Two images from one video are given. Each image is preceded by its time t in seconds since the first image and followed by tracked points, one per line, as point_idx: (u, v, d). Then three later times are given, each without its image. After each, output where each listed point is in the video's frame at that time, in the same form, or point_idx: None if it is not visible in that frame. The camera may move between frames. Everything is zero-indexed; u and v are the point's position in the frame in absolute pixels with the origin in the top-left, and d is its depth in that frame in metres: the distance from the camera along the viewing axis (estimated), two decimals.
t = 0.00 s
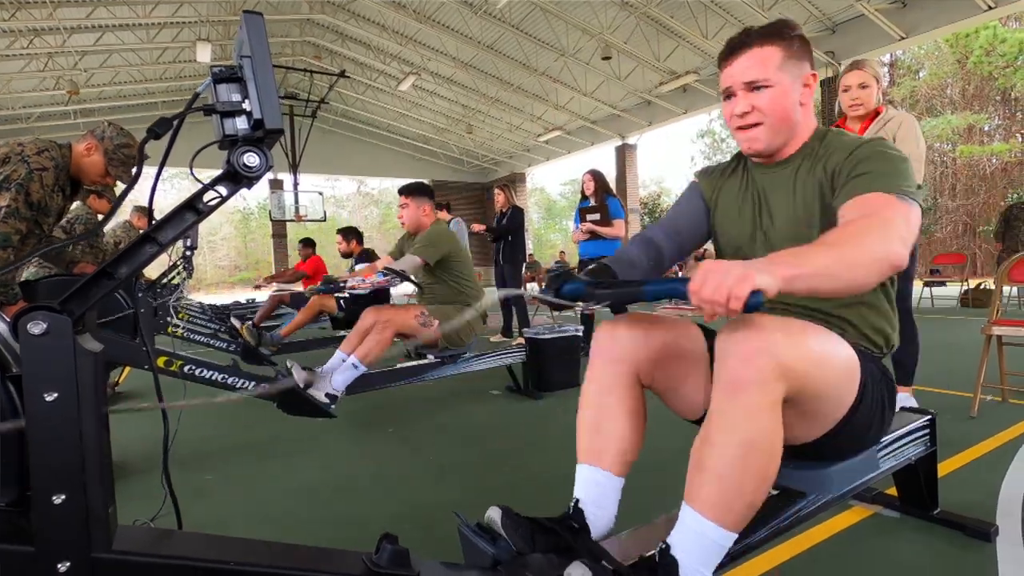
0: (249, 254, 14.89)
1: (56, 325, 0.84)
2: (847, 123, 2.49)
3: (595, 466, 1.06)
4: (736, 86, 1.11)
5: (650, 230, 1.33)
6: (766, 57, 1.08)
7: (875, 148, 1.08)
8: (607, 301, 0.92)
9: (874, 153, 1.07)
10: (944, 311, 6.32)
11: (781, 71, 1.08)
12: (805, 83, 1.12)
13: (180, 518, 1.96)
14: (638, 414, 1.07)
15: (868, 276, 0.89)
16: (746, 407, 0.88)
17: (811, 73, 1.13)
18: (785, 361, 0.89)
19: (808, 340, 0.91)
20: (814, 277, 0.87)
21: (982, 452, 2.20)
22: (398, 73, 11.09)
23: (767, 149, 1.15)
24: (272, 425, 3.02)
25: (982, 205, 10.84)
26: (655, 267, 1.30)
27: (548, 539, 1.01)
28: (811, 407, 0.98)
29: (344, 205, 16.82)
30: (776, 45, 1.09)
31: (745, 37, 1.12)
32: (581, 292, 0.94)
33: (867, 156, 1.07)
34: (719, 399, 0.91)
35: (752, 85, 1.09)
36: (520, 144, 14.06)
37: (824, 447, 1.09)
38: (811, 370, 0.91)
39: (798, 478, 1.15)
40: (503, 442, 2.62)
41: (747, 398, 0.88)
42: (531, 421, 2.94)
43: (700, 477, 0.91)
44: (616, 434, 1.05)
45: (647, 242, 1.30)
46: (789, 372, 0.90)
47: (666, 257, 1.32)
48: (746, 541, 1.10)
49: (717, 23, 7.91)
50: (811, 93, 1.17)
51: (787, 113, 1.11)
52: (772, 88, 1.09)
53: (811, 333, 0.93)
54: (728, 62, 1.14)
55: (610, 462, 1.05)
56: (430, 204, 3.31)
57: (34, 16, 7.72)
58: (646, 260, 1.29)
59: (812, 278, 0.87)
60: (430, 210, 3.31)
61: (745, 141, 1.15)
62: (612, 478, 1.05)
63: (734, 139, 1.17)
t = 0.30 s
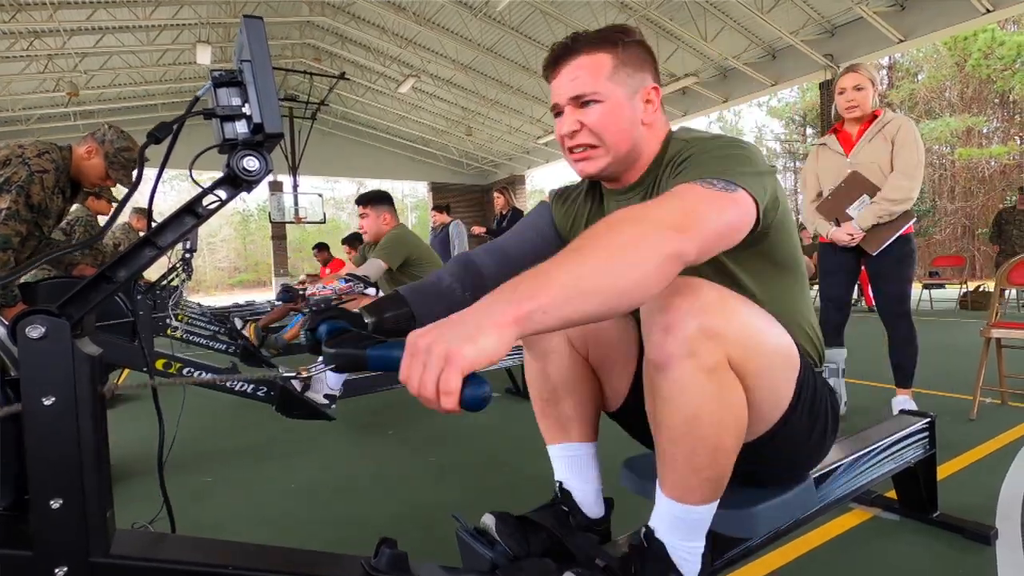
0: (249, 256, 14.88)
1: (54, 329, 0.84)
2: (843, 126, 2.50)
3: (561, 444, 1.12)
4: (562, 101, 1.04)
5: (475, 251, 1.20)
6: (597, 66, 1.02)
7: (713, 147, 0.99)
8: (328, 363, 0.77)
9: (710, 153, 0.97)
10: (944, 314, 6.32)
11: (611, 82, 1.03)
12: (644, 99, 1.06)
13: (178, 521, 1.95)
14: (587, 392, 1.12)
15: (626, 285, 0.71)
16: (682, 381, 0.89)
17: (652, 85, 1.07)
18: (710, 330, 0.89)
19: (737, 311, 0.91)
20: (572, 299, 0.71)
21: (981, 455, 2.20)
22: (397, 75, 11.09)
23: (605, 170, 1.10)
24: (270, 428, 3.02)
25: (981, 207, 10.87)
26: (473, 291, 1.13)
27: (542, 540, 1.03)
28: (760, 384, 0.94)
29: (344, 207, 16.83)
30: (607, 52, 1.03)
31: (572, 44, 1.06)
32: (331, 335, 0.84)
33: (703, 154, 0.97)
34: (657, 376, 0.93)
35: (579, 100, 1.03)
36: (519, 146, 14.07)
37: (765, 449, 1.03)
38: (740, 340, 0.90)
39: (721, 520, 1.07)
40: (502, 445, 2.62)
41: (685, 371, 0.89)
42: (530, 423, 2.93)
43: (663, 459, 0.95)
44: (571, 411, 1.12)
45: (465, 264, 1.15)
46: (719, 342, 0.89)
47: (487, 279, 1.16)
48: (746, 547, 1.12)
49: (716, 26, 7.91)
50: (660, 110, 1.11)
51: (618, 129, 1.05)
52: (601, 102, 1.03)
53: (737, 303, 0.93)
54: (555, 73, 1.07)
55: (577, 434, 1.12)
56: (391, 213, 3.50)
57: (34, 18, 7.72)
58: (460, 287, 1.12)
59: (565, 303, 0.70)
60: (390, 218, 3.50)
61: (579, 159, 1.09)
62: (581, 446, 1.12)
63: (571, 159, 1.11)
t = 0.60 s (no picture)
0: (248, 256, 14.87)
1: (54, 329, 0.84)
2: (842, 126, 2.50)
3: (606, 465, 1.11)
4: (693, 103, 1.16)
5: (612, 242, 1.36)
6: (721, 75, 1.14)
7: (833, 145, 1.14)
8: (548, 309, 0.93)
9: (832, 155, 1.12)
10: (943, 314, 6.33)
11: (737, 86, 1.14)
12: (761, 96, 1.18)
13: (176, 522, 1.94)
14: (649, 407, 1.14)
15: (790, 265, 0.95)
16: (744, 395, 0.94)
17: (766, 84, 1.19)
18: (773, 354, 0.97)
19: (801, 339, 1.00)
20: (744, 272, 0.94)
21: (980, 454, 2.20)
22: (397, 74, 11.08)
23: (726, 158, 1.21)
24: (270, 427, 3.02)
25: (981, 206, 10.87)
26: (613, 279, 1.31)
27: (545, 544, 1.02)
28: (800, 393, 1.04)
29: (343, 207, 16.81)
30: (731, 61, 1.15)
31: (701, 53, 1.18)
32: (521, 303, 0.94)
33: (824, 155, 1.13)
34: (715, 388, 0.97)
35: (708, 102, 1.14)
36: (519, 146, 14.06)
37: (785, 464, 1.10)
38: (803, 363, 0.99)
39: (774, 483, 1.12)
40: (502, 444, 2.62)
41: (748, 386, 0.95)
42: (530, 422, 2.93)
43: (700, 468, 0.96)
44: (622, 429, 1.12)
45: (605, 254, 1.32)
46: (782, 363, 0.98)
47: (623, 268, 1.33)
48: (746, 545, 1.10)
49: (716, 25, 7.92)
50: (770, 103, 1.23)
51: (744, 125, 1.17)
52: (728, 103, 1.14)
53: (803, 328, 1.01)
54: (685, 77, 1.19)
55: (618, 459, 1.11)
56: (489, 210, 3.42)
57: (33, 17, 7.71)
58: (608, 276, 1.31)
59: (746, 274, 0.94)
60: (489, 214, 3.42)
61: (705, 153, 1.20)
62: (617, 475, 1.11)
63: (695, 152, 1.22)
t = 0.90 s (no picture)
0: (246, 259, 14.86)
1: (53, 333, 0.84)
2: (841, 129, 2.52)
3: (637, 494, 1.11)
4: (828, 144, 1.33)
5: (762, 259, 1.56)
6: (855, 123, 1.29)
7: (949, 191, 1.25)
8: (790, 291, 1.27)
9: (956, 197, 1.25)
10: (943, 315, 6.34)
11: (869, 131, 1.29)
12: (887, 137, 1.32)
13: (176, 525, 1.94)
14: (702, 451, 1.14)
15: (991, 311, 1.13)
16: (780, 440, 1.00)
17: (891, 127, 1.33)
18: (814, 406, 1.02)
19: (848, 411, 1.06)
20: (954, 296, 1.14)
21: (979, 456, 2.20)
22: (396, 77, 11.10)
23: (856, 187, 1.36)
24: (271, 430, 3.02)
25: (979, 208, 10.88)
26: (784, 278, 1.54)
27: (549, 545, 1.03)
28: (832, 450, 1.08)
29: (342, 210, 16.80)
30: (864, 108, 1.29)
31: (834, 101, 1.32)
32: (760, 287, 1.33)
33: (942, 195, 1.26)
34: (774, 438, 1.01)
35: (844, 144, 1.31)
36: (517, 149, 14.08)
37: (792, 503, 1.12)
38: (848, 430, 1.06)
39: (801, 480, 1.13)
40: (501, 447, 2.62)
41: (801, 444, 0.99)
42: (530, 425, 2.93)
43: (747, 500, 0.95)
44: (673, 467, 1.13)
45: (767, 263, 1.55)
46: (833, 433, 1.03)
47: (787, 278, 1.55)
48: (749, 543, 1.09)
49: (713, 28, 7.96)
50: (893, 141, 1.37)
51: (875, 162, 1.32)
52: (863, 145, 1.30)
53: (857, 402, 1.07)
54: (820, 120, 1.34)
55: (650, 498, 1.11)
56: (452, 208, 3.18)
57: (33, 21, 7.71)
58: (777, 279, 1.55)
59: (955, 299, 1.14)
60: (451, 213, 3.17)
61: (835, 184, 1.37)
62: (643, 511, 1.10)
63: (826, 182, 1.39)
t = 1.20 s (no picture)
0: (250, 259, 14.91)
1: (62, 333, 0.85)
2: (847, 129, 2.51)
3: (607, 473, 1.09)
4: (742, 95, 1.14)
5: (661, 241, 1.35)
6: (771, 70, 1.12)
7: (875, 160, 1.10)
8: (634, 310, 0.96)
9: (877, 159, 1.10)
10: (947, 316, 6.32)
11: (785, 81, 1.12)
12: (809, 96, 1.16)
13: (181, 525, 1.95)
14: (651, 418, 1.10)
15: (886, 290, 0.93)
16: (760, 416, 0.91)
17: (814, 84, 1.17)
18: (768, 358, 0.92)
19: (822, 356, 0.95)
20: (841, 287, 0.92)
21: (985, 458, 2.19)
22: (399, 78, 11.12)
23: (772, 156, 1.19)
24: (274, 431, 3.02)
25: (984, 209, 10.85)
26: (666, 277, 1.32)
27: (552, 547, 1.01)
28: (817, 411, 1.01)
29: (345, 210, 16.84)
30: (780, 56, 1.13)
31: (753, 48, 1.16)
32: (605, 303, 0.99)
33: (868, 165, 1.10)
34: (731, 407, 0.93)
35: (757, 95, 1.13)
36: (520, 150, 14.09)
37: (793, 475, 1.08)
38: (823, 380, 0.94)
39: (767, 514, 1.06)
40: (504, 447, 2.62)
41: (764, 408, 0.91)
42: (532, 426, 2.93)
43: (714, 487, 0.92)
44: (628, 443, 1.08)
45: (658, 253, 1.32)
46: (801, 384, 0.93)
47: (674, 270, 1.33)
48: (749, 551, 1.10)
49: (717, 29, 7.96)
50: (817, 106, 1.22)
51: (791, 123, 1.15)
52: (776, 98, 1.13)
53: (826, 344, 0.97)
54: (735, 68, 1.17)
55: (621, 470, 1.08)
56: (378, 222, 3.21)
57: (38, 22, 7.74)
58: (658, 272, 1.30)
59: (840, 287, 0.92)
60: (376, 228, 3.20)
61: (750, 151, 1.19)
62: (621, 486, 1.08)
63: (740, 148, 1.21)
